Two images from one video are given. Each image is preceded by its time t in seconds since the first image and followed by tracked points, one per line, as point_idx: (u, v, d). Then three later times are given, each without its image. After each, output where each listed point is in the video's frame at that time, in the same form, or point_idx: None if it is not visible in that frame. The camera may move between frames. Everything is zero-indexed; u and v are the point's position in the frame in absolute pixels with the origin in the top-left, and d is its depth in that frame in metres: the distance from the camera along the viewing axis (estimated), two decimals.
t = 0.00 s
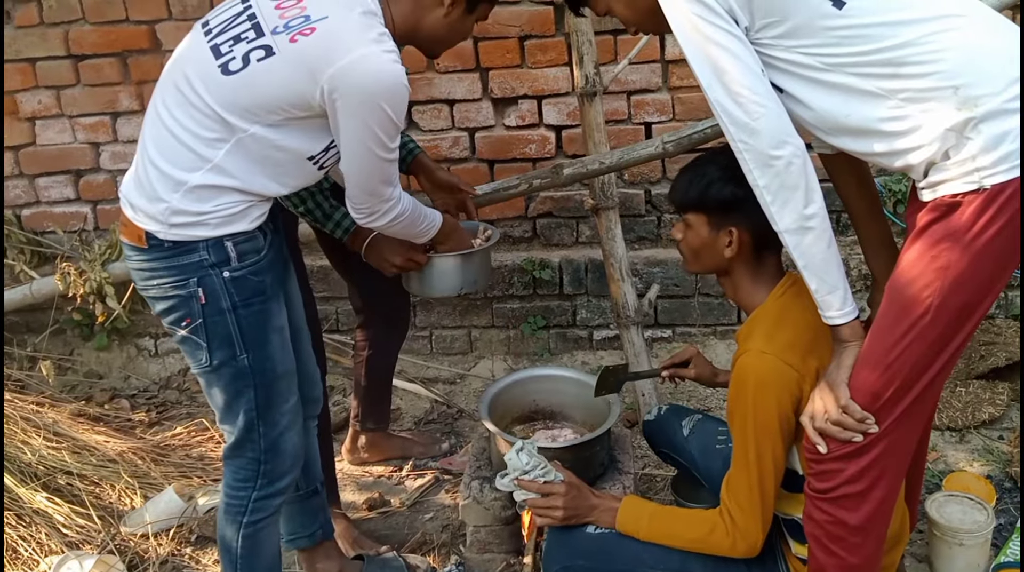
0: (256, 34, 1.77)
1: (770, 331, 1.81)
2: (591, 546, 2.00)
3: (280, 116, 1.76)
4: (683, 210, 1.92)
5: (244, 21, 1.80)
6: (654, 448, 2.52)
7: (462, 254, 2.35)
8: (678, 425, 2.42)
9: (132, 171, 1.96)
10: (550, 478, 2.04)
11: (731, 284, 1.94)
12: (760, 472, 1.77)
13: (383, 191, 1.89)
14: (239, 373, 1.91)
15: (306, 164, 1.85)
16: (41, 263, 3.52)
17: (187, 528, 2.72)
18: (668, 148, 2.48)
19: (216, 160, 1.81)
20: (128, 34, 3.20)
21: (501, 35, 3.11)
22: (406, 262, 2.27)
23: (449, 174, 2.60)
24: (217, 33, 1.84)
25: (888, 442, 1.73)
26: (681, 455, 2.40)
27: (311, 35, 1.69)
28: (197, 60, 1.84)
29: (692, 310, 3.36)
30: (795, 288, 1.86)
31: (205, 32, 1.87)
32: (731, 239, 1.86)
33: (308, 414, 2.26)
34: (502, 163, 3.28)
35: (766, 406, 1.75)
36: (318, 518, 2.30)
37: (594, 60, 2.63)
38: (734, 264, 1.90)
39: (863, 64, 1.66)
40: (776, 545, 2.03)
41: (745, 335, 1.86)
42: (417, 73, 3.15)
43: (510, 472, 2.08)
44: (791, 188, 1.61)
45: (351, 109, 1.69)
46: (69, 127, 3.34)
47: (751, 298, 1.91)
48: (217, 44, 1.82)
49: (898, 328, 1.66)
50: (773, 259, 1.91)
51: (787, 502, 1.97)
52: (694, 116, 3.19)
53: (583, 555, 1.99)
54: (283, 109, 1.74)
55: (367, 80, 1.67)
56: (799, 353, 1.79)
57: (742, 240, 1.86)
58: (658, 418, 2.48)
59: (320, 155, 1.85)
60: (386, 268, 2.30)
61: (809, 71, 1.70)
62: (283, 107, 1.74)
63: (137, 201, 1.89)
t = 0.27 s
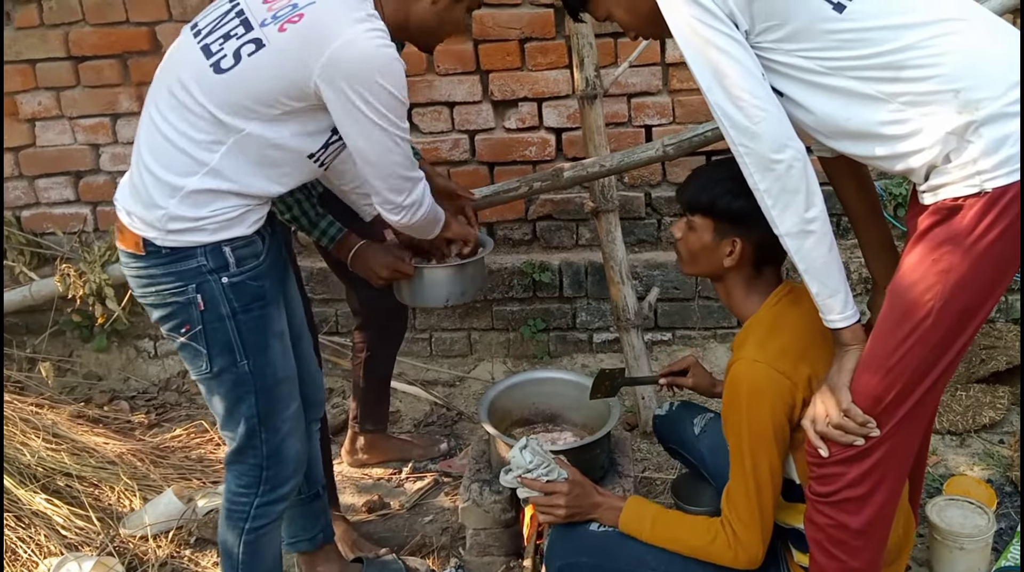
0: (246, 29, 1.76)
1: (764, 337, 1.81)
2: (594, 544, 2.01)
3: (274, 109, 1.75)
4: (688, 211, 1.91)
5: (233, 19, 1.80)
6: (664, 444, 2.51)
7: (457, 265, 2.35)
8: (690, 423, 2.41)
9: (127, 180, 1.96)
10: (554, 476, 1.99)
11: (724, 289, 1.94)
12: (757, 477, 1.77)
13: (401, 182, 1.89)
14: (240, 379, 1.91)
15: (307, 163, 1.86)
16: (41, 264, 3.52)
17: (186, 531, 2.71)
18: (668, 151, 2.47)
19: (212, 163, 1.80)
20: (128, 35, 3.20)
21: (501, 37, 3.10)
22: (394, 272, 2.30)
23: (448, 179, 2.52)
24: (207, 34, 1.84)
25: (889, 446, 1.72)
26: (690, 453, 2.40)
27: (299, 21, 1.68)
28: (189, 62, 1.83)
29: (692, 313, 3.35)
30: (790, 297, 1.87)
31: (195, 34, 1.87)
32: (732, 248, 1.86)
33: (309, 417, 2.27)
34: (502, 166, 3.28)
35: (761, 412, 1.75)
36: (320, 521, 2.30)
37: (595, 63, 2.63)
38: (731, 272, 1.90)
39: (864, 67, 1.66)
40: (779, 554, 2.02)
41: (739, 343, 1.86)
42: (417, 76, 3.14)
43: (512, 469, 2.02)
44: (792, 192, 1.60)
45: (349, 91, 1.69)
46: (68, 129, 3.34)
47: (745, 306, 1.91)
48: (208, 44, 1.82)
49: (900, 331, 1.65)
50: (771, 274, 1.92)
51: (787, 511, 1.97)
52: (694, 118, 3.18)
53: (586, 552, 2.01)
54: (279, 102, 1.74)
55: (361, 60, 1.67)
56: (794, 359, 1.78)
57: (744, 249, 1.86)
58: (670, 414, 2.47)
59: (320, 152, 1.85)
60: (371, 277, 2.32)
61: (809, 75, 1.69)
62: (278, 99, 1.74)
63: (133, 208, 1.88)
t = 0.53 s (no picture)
0: (219, 17, 1.78)
1: (758, 337, 1.80)
2: (590, 549, 1.98)
3: (258, 94, 1.75)
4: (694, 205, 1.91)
5: (208, 12, 1.82)
6: (659, 446, 2.50)
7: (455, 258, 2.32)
8: (685, 426, 2.40)
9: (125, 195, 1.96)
10: (548, 481, 2.02)
11: (725, 287, 1.94)
12: (755, 478, 1.77)
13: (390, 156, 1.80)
14: (244, 384, 1.90)
15: (299, 147, 1.84)
16: (40, 267, 3.51)
17: (187, 533, 2.70)
18: (669, 152, 2.46)
19: (207, 160, 1.79)
20: (127, 37, 3.19)
21: (501, 37, 3.10)
22: (394, 267, 2.30)
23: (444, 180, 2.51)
24: (185, 30, 1.85)
25: (890, 447, 1.72)
26: (688, 456, 2.38)
27: None
28: (170, 64, 1.83)
29: (693, 313, 3.34)
30: (789, 295, 1.87)
31: (175, 34, 1.88)
32: (738, 244, 1.86)
33: (325, 421, 2.26)
34: (502, 167, 3.27)
35: (756, 413, 1.74)
36: (333, 524, 2.31)
37: (595, 63, 2.62)
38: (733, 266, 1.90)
39: (863, 66, 1.65)
40: (776, 550, 2.01)
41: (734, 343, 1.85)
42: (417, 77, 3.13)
43: (508, 476, 2.07)
44: (792, 191, 1.59)
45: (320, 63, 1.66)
46: (67, 131, 3.33)
47: (746, 301, 1.91)
48: (186, 39, 1.83)
49: (899, 330, 1.64)
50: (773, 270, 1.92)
51: (783, 509, 1.97)
52: (695, 118, 3.17)
53: (583, 558, 1.98)
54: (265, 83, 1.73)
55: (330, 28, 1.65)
56: (789, 359, 1.77)
57: (750, 245, 1.86)
58: (665, 417, 2.45)
59: (313, 136, 1.85)
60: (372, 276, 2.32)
61: (809, 74, 1.68)
62: (258, 80, 1.73)
63: (134, 217, 1.89)
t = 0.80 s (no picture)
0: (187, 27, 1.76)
1: (759, 343, 1.81)
2: (591, 552, 1.99)
3: (222, 104, 1.72)
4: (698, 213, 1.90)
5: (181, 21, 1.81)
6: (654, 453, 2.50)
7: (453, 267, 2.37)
8: (681, 432, 2.41)
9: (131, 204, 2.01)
10: (550, 481, 2.01)
11: (724, 295, 1.95)
12: (757, 484, 1.77)
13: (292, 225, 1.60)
14: (236, 387, 1.91)
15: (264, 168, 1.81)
16: (43, 270, 3.52)
17: (189, 537, 2.71)
18: (669, 156, 2.47)
19: (189, 168, 1.80)
20: (129, 42, 3.20)
21: (501, 41, 3.10)
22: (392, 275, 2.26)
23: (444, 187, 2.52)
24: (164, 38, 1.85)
25: (892, 450, 1.72)
26: (684, 462, 2.39)
27: (225, 11, 1.63)
28: (151, 76, 1.86)
29: (693, 317, 3.34)
30: (788, 300, 1.88)
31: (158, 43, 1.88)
32: (741, 251, 1.86)
33: (335, 425, 2.26)
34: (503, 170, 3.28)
35: (757, 418, 1.75)
36: (337, 528, 2.34)
37: (595, 67, 2.63)
38: (734, 275, 1.90)
39: (865, 70, 1.65)
40: (777, 554, 2.02)
41: (736, 348, 1.86)
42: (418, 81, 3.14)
43: (510, 476, 2.06)
44: (795, 194, 1.60)
45: (247, 87, 1.55)
46: (70, 135, 3.34)
47: (745, 307, 1.92)
48: (161, 48, 1.82)
49: (901, 334, 1.65)
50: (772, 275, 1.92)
51: (787, 513, 1.98)
52: (695, 122, 3.18)
53: (584, 561, 1.99)
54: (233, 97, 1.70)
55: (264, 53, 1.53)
56: (792, 363, 1.78)
57: (750, 252, 1.86)
58: (660, 424, 2.46)
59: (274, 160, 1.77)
60: (371, 282, 2.28)
61: (810, 78, 1.68)
62: (215, 90, 1.70)
63: (133, 223, 1.93)
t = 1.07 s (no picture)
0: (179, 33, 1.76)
1: (771, 346, 1.81)
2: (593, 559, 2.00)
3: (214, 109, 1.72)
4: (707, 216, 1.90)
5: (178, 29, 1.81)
6: (657, 459, 2.50)
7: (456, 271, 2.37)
8: (682, 437, 2.40)
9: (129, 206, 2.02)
10: (552, 489, 1.99)
11: (741, 300, 1.95)
12: (764, 487, 1.76)
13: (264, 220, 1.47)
14: (223, 392, 1.90)
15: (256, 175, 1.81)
16: (43, 276, 3.52)
17: (188, 543, 2.70)
18: (669, 159, 2.47)
19: (181, 171, 1.81)
20: (129, 48, 3.21)
21: (500, 47, 3.11)
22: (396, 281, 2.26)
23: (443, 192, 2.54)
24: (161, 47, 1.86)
25: (894, 455, 1.72)
26: (685, 468, 2.39)
27: (210, 15, 1.63)
28: (150, 79, 1.87)
29: (693, 321, 3.34)
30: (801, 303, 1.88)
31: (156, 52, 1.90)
32: (773, 247, 1.87)
33: (335, 431, 2.26)
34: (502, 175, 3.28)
35: (768, 422, 1.74)
36: (337, 535, 2.34)
37: (594, 72, 2.63)
38: (756, 275, 1.90)
39: (869, 75, 1.65)
40: (781, 562, 2.01)
41: (749, 350, 1.86)
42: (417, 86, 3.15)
43: (510, 485, 2.02)
44: (805, 199, 1.59)
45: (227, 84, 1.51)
46: (70, 141, 3.35)
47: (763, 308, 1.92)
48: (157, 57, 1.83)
49: (903, 340, 1.64)
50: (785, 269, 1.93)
51: (792, 518, 1.97)
52: (694, 127, 3.18)
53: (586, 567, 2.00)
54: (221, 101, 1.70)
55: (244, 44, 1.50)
56: (802, 367, 1.78)
57: (779, 246, 1.86)
58: (660, 429, 2.46)
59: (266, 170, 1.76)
60: (374, 290, 2.29)
61: (813, 82, 1.68)
62: (205, 93, 1.70)
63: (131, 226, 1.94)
